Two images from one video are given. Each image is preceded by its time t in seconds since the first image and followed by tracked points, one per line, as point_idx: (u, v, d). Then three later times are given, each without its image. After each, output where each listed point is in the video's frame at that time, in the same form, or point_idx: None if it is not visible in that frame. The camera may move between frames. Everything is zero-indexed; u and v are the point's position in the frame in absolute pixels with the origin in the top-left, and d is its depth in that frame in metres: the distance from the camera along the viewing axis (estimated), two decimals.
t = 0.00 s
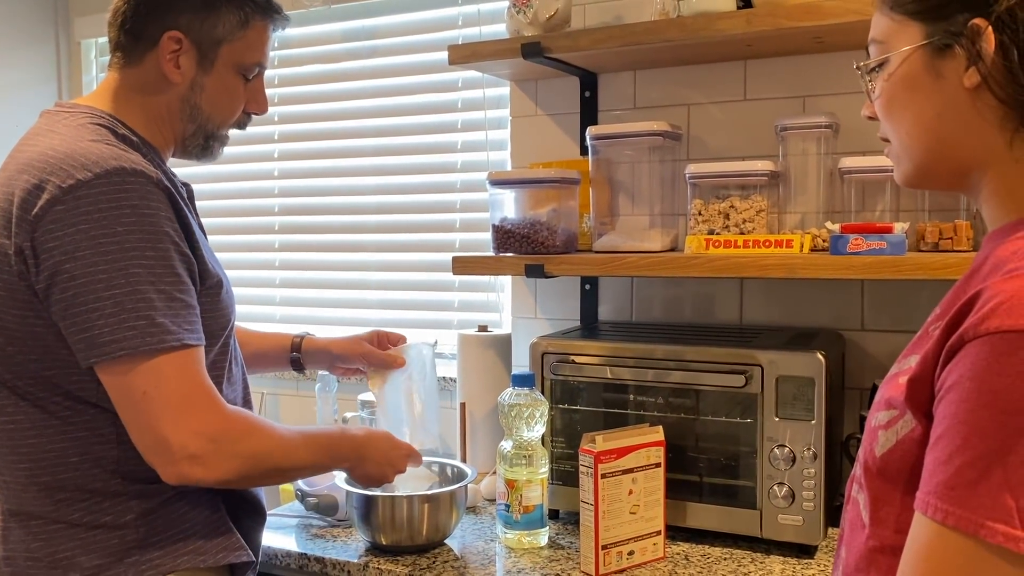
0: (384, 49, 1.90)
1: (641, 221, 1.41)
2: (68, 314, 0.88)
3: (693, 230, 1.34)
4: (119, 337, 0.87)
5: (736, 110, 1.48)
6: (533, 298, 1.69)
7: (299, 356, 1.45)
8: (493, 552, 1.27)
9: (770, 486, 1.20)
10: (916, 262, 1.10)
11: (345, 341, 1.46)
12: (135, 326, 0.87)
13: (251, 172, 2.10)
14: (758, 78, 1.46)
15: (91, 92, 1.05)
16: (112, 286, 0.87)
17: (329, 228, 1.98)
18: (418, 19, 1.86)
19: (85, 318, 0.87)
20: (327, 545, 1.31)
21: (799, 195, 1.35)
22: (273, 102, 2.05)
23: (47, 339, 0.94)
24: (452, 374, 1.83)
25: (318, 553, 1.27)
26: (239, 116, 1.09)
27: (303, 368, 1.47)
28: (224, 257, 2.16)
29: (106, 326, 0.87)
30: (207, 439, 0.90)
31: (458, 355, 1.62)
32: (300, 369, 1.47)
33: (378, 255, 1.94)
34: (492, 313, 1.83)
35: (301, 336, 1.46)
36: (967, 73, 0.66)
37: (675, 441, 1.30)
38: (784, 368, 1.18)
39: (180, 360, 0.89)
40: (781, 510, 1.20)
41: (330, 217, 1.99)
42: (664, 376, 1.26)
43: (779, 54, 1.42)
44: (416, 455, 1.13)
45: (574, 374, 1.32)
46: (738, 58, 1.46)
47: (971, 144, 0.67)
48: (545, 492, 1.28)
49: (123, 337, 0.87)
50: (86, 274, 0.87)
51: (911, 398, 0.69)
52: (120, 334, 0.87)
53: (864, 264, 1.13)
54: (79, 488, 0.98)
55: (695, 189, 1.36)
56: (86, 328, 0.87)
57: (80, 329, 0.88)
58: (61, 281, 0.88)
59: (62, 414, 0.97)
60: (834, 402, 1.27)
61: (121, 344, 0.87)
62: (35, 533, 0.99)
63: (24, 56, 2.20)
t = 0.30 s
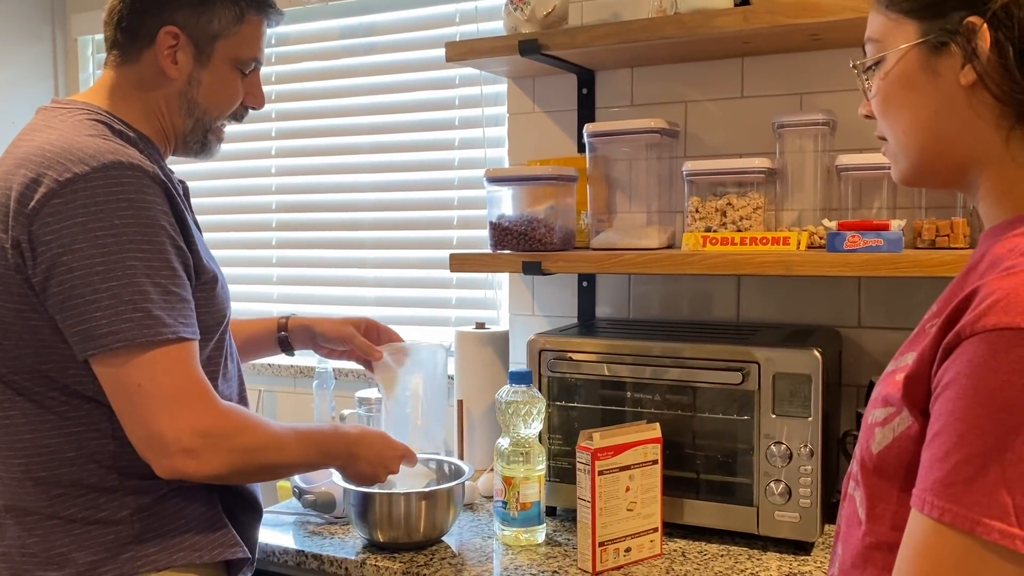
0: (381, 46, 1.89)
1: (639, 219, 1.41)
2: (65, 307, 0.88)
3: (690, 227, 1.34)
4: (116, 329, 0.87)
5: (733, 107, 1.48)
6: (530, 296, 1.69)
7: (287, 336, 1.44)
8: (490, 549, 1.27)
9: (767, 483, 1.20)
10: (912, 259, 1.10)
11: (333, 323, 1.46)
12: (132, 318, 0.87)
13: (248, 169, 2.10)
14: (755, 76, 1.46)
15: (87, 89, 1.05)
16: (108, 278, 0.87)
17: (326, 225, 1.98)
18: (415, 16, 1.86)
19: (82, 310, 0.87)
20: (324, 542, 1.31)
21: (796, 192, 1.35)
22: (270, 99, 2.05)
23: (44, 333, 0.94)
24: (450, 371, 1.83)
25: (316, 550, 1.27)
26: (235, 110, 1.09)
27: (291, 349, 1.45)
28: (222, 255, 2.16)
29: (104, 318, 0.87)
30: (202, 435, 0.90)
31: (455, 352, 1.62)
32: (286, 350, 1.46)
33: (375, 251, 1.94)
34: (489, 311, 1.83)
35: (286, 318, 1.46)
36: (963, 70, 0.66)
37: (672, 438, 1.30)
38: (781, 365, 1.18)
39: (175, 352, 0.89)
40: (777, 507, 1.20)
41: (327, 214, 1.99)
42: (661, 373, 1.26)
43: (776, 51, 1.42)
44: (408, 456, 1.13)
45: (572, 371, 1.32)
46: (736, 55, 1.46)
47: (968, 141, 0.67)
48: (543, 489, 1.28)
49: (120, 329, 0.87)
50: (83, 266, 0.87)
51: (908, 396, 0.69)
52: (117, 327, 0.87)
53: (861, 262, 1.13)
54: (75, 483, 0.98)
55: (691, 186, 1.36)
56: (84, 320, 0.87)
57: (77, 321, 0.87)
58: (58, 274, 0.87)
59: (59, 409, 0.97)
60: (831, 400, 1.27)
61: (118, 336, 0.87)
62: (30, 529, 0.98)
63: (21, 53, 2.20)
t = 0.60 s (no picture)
0: (380, 40, 1.89)
1: (638, 215, 1.41)
2: (61, 303, 0.87)
3: (689, 223, 1.34)
4: (111, 325, 0.86)
5: (733, 102, 1.48)
6: (529, 291, 1.69)
7: (281, 329, 1.44)
8: (488, 545, 1.27)
9: (766, 479, 1.20)
10: (913, 254, 1.10)
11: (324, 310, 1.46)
12: (127, 314, 0.86)
13: (246, 164, 2.09)
14: (755, 71, 1.46)
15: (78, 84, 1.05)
16: (104, 274, 0.86)
17: (324, 221, 1.98)
18: (414, 10, 1.85)
19: (78, 307, 0.87)
20: (323, 538, 1.30)
21: (795, 187, 1.35)
22: (268, 93, 2.04)
23: (39, 329, 0.93)
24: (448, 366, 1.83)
25: (313, 546, 1.27)
26: (224, 103, 1.07)
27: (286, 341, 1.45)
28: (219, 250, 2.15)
29: (99, 314, 0.86)
30: (198, 431, 0.90)
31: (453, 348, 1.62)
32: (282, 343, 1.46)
33: (373, 247, 1.93)
34: (488, 306, 1.83)
35: (279, 308, 1.45)
36: (965, 64, 0.65)
37: (671, 434, 1.29)
38: (780, 361, 1.18)
39: (171, 347, 0.89)
40: (776, 503, 1.20)
41: (325, 209, 1.98)
42: (660, 369, 1.26)
43: (776, 46, 1.41)
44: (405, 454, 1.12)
45: (570, 367, 1.32)
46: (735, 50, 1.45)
47: (971, 136, 0.67)
48: (542, 485, 1.28)
49: (115, 325, 0.86)
50: (78, 262, 0.86)
51: (910, 392, 0.69)
52: (112, 323, 0.86)
53: (860, 258, 1.13)
54: (71, 479, 0.97)
55: (690, 181, 1.36)
56: (79, 316, 0.87)
57: (73, 318, 0.87)
58: (53, 270, 0.87)
59: (54, 405, 0.96)
60: (830, 396, 1.26)
61: (113, 332, 0.86)
62: (26, 525, 0.97)
63: (17, 47, 2.19)
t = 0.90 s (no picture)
0: (378, 34, 1.88)
1: (636, 210, 1.40)
2: (53, 299, 0.87)
3: (689, 218, 1.33)
4: (104, 321, 0.86)
5: (733, 97, 1.47)
6: (528, 287, 1.69)
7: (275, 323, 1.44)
8: (487, 541, 1.27)
9: (766, 475, 1.20)
10: (914, 250, 1.10)
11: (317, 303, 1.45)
12: (120, 311, 0.86)
13: (244, 159, 2.08)
14: (755, 65, 1.45)
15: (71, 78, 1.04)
16: (97, 270, 0.86)
17: (323, 216, 1.97)
18: (413, 4, 1.84)
19: (70, 303, 0.86)
20: (321, 534, 1.30)
21: (795, 183, 1.34)
22: (266, 88, 2.03)
23: (32, 325, 0.92)
24: (446, 362, 1.82)
25: (313, 542, 1.27)
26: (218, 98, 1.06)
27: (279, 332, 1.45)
28: (218, 245, 2.14)
29: (92, 311, 0.86)
30: (194, 426, 0.89)
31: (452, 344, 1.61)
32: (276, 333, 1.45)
33: (371, 242, 1.93)
34: (487, 302, 1.83)
35: (273, 302, 1.44)
36: (967, 59, 0.65)
37: (670, 429, 1.29)
38: (780, 357, 1.18)
39: (166, 343, 0.88)
40: (776, 499, 1.19)
41: (323, 204, 1.97)
42: (659, 365, 1.25)
43: (776, 41, 1.41)
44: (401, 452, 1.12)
45: (569, 363, 1.31)
46: (735, 45, 1.45)
47: (973, 132, 0.66)
48: (540, 480, 1.28)
49: (108, 322, 0.86)
50: (71, 258, 0.86)
51: (911, 389, 0.68)
52: (105, 319, 0.86)
53: (862, 254, 1.12)
54: (65, 475, 0.97)
55: (690, 177, 1.35)
56: (72, 312, 0.86)
57: (65, 314, 0.86)
58: (45, 266, 0.86)
59: (47, 402, 0.96)
60: (830, 391, 1.26)
61: (106, 329, 0.86)
62: (19, 521, 0.96)
63: (12, 40, 2.17)
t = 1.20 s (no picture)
0: (379, 30, 1.87)
1: (637, 206, 1.40)
2: (47, 294, 0.87)
3: (690, 215, 1.33)
4: (98, 315, 0.85)
5: (734, 93, 1.47)
6: (528, 284, 1.68)
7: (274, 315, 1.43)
8: (488, 538, 1.26)
9: (767, 472, 1.20)
10: (916, 247, 1.09)
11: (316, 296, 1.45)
12: (114, 305, 0.86)
13: (244, 155, 2.08)
14: (756, 61, 1.45)
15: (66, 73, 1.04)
16: (90, 264, 0.85)
17: (323, 212, 1.96)
18: None
19: (64, 297, 0.86)
20: (322, 531, 1.30)
21: (796, 179, 1.34)
22: (266, 83, 2.02)
23: (27, 320, 0.92)
24: (446, 358, 1.82)
25: (313, 539, 1.26)
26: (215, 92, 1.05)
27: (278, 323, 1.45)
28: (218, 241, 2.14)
29: (85, 305, 0.86)
30: (191, 421, 0.89)
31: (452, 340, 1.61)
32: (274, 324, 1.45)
33: (371, 238, 1.92)
34: (487, 298, 1.82)
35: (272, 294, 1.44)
36: (967, 55, 0.65)
37: (671, 426, 1.29)
38: (781, 354, 1.17)
39: (161, 337, 0.88)
40: (777, 496, 1.19)
41: (323, 200, 1.97)
42: (659, 361, 1.25)
43: (778, 36, 1.40)
44: (400, 447, 1.12)
45: (570, 359, 1.31)
46: (736, 41, 1.44)
47: (975, 128, 0.66)
48: (541, 477, 1.28)
49: (102, 315, 0.85)
50: (64, 252, 0.85)
51: (912, 386, 0.68)
52: (99, 313, 0.85)
53: (864, 250, 1.12)
54: (58, 471, 0.96)
55: (692, 173, 1.35)
56: (66, 306, 0.86)
57: (59, 308, 0.86)
58: (38, 260, 0.86)
59: (41, 396, 0.96)
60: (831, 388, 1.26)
61: (100, 323, 0.85)
62: (13, 517, 0.96)
63: (11, 35, 2.17)
